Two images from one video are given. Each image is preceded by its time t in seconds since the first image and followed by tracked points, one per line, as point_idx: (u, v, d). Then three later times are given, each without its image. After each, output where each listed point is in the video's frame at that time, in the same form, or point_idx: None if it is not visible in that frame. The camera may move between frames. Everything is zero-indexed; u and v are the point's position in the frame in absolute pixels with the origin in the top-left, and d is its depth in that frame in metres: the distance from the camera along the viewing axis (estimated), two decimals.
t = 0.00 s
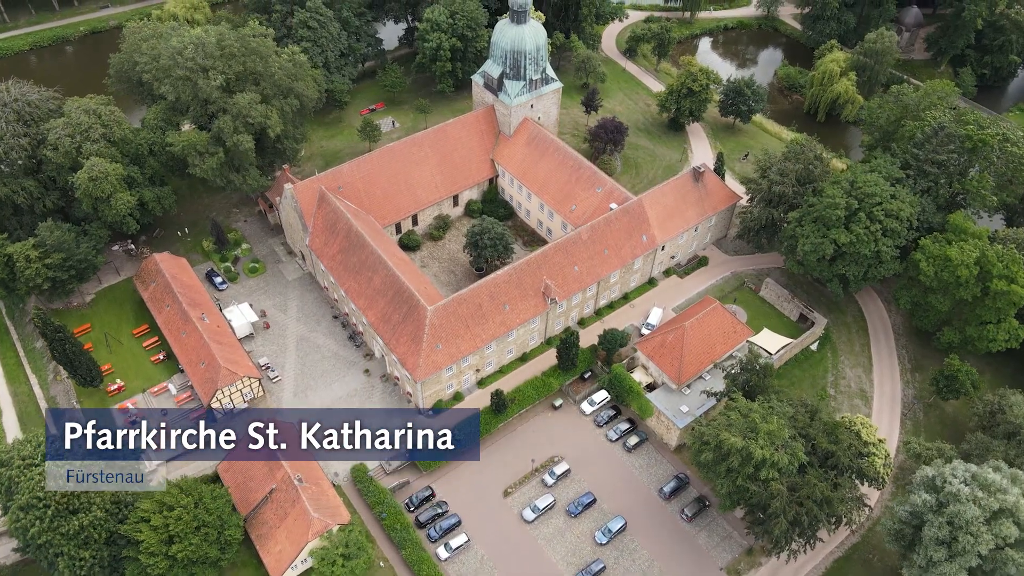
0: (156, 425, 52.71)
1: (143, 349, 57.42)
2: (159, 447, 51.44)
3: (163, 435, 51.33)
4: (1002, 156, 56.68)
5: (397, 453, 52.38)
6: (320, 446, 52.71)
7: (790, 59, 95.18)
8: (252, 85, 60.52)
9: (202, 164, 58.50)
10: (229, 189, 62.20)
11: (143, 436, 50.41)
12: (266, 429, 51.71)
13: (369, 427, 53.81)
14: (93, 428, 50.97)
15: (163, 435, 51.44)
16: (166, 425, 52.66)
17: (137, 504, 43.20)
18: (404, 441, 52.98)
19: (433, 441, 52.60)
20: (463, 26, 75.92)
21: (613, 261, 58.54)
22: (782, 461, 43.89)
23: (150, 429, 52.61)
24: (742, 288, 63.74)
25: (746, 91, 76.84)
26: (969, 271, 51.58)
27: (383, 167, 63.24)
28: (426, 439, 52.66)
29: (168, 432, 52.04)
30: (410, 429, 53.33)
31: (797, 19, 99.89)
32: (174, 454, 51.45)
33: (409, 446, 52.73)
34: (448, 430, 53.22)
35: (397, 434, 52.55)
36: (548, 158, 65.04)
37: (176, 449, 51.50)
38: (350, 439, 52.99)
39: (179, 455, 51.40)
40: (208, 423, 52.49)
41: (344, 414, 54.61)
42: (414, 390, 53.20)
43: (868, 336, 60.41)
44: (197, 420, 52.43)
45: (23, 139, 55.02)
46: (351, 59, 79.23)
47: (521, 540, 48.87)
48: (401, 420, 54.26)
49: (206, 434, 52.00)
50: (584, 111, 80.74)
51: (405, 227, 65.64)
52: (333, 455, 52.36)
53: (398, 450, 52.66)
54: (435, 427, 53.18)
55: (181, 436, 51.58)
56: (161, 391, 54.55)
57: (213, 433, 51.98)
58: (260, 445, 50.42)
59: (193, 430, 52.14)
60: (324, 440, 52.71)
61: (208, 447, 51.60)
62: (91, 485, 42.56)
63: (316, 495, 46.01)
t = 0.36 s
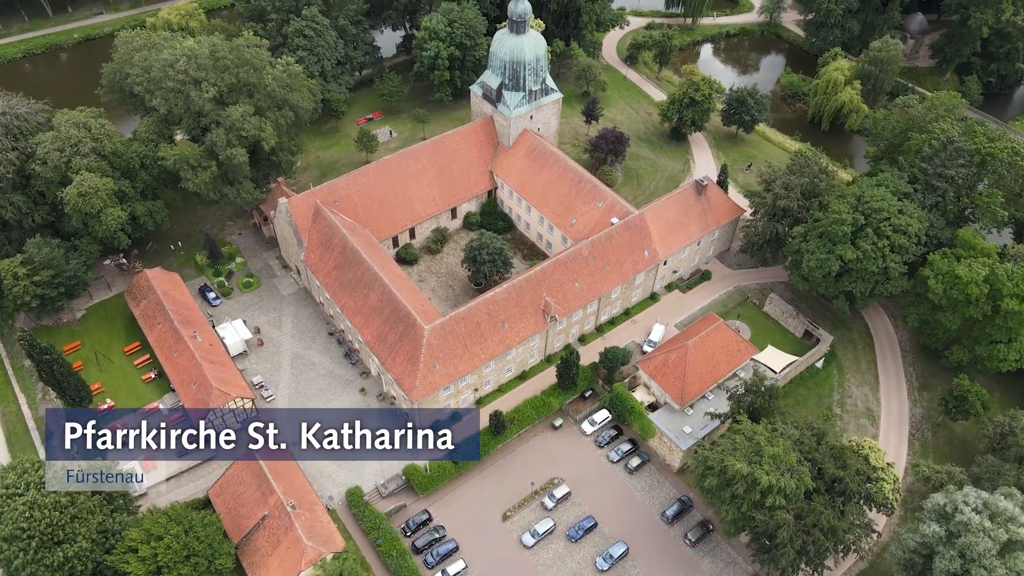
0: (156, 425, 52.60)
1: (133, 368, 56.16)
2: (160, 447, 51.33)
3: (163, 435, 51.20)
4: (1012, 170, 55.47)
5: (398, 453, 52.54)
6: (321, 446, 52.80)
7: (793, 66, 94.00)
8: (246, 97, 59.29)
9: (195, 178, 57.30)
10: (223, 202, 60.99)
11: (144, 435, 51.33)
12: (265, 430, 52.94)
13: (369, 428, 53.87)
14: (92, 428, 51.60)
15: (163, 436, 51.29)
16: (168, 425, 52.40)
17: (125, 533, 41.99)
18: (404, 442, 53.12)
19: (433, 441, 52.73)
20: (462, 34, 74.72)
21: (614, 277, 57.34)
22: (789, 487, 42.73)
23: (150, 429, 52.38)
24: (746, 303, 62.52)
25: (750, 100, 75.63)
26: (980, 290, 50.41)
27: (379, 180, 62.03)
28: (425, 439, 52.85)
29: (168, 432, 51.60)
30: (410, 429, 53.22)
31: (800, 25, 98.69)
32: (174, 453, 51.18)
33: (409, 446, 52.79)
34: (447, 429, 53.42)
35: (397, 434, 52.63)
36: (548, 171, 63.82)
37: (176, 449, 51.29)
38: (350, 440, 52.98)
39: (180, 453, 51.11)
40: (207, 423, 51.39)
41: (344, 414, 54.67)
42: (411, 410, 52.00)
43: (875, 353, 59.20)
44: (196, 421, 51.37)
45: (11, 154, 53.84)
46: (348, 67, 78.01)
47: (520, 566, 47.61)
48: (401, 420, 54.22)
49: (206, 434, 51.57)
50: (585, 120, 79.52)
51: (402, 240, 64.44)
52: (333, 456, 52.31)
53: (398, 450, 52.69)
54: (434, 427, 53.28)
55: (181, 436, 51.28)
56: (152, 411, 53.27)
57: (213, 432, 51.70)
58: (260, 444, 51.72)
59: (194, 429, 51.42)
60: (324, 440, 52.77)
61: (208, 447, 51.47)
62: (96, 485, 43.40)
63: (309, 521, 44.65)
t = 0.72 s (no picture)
0: (156, 425, 52.53)
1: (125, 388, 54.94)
2: (160, 447, 51.29)
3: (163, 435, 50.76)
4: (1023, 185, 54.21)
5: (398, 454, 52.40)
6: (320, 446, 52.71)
7: (796, 74, 92.75)
8: (239, 109, 58.04)
9: (188, 193, 56.07)
10: (217, 217, 59.74)
11: (144, 435, 51.41)
12: (265, 430, 52.94)
13: (369, 428, 53.70)
14: (92, 428, 51.84)
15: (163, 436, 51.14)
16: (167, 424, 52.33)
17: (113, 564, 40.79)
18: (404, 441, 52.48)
19: (433, 441, 51.70)
20: (460, 43, 73.49)
21: (616, 294, 56.12)
22: (797, 515, 41.53)
23: (151, 429, 52.33)
24: (750, 319, 61.30)
25: (753, 110, 74.41)
26: (991, 309, 49.20)
27: (376, 194, 60.81)
28: (425, 439, 51.72)
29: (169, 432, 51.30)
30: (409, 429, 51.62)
31: (803, 32, 97.46)
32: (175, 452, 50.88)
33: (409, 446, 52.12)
34: (448, 430, 52.19)
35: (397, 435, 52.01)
36: (548, 184, 62.61)
37: (176, 448, 50.87)
38: (350, 440, 52.90)
39: (178, 460, 50.60)
40: (207, 423, 49.70)
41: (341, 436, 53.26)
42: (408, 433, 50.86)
43: (882, 371, 58.03)
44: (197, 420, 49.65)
45: None
46: (345, 76, 76.80)
47: None
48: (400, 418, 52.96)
49: (205, 434, 49.80)
50: (585, 130, 78.29)
51: (400, 254, 63.24)
52: (333, 456, 52.24)
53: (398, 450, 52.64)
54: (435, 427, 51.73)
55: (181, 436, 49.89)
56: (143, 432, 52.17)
57: (213, 432, 49.92)
58: (260, 445, 52.30)
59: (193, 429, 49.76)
60: (325, 440, 52.62)
61: (208, 447, 50.08)
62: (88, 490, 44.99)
63: (302, 550, 43.09)
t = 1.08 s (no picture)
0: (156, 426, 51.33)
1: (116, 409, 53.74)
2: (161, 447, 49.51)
3: (162, 435, 49.50)
4: None
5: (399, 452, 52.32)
6: (320, 446, 52.71)
7: (800, 82, 91.50)
8: (234, 122, 56.82)
9: (181, 209, 54.84)
10: (210, 232, 58.53)
11: (144, 435, 50.30)
12: (266, 430, 53.09)
13: (368, 427, 53.60)
14: (92, 428, 52.06)
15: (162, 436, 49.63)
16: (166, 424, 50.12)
17: None
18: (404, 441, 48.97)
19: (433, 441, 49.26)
20: (459, 52, 72.25)
21: (618, 312, 54.91)
22: (806, 545, 40.34)
23: (151, 429, 51.33)
24: (755, 336, 60.09)
25: (757, 120, 73.19)
26: (1004, 329, 47.99)
27: (373, 208, 59.60)
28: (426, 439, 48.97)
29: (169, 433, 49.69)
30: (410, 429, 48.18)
31: (807, 39, 96.24)
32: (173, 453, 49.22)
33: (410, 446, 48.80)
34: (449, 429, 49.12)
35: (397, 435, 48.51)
36: (548, 198, 61.40)
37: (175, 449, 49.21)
38: (350, 440, 52.81)
39: (169, 484, 49.31)
40: (207, 422, 49.69)
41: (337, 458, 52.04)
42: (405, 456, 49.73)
43: (890, 390, 56.83)
44: (195, 420, 49.27)
45: None
46: (342, 85, 75.57)
47: None
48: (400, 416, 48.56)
49: (206, 434, 49.61)
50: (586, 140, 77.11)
51: (398, 269, 62.01)
52: (333, 456, 52.26)
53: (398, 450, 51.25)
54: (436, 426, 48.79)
55: (181, 436, 49.20)
56: (135, 455, 50.84)
57: (213, 432, 49.69)
58: (260, 445, 52.35)
59: (192, 430, 49.26)
60: (324, 440, 52.61)
61: (208, 448, 49.67)
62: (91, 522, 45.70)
63: None
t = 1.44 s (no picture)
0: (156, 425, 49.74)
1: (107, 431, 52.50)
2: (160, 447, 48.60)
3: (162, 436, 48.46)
4: None
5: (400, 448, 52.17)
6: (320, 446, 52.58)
7: (804, 90, 90.35)
8: (228, 136, 55.60)
9: (174, 225, 53.59)
10: (204, 247, 57.29)
11: (144, 435, 49.01)
12: (266, 430, 53.09)
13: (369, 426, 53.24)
14: (92, 428, 52.32)
15: (163, 436, 48.46)
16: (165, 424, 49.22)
17: None
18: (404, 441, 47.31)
19: (433, 441, 47.14)
20: (459, 62, 71.07)
21: (621, 330, 53.69)
22: None
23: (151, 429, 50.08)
24: (760, 353, 58.86)
25: (761, 131, 71.99)
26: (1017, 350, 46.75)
27: (370, 223, 58.37)
28: (425, 440, 47.05)
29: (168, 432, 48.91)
30: (410, 429, 46.58)
31: (811, 46, 95.09)
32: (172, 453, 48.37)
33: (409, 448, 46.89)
34: (449, 429, 47.32)
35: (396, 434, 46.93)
36: (549, 212, 60.18)
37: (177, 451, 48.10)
38: (350, 440, 52.52)
39: (160, 510, 47.99)
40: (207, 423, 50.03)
41: (333, 481, 50.67)
42: (403, 480, 48.43)
43: (899, 410, 55.60)
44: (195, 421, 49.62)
45: None
46: (340, 95, 74.34)
47: None
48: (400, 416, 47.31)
49: (206, 434, 49.06)
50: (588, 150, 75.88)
51: (396, 284, 60.78)
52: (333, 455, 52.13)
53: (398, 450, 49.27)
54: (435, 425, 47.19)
55: (181, 436, 48.34)
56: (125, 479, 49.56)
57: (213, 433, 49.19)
58: (260, 445, 52.33)
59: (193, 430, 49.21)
60: (324, 440, 52.49)
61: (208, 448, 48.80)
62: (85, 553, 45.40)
63: None
